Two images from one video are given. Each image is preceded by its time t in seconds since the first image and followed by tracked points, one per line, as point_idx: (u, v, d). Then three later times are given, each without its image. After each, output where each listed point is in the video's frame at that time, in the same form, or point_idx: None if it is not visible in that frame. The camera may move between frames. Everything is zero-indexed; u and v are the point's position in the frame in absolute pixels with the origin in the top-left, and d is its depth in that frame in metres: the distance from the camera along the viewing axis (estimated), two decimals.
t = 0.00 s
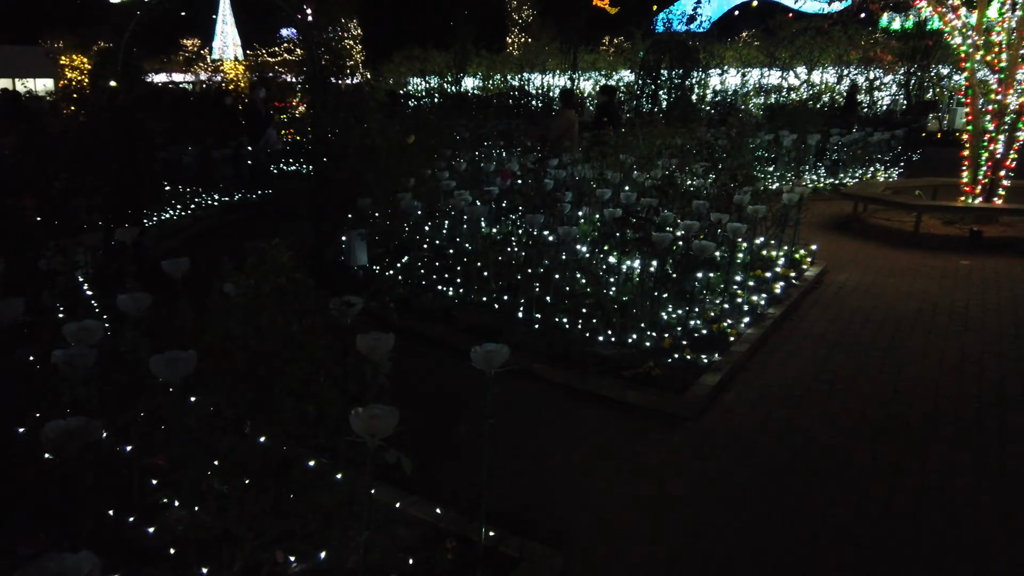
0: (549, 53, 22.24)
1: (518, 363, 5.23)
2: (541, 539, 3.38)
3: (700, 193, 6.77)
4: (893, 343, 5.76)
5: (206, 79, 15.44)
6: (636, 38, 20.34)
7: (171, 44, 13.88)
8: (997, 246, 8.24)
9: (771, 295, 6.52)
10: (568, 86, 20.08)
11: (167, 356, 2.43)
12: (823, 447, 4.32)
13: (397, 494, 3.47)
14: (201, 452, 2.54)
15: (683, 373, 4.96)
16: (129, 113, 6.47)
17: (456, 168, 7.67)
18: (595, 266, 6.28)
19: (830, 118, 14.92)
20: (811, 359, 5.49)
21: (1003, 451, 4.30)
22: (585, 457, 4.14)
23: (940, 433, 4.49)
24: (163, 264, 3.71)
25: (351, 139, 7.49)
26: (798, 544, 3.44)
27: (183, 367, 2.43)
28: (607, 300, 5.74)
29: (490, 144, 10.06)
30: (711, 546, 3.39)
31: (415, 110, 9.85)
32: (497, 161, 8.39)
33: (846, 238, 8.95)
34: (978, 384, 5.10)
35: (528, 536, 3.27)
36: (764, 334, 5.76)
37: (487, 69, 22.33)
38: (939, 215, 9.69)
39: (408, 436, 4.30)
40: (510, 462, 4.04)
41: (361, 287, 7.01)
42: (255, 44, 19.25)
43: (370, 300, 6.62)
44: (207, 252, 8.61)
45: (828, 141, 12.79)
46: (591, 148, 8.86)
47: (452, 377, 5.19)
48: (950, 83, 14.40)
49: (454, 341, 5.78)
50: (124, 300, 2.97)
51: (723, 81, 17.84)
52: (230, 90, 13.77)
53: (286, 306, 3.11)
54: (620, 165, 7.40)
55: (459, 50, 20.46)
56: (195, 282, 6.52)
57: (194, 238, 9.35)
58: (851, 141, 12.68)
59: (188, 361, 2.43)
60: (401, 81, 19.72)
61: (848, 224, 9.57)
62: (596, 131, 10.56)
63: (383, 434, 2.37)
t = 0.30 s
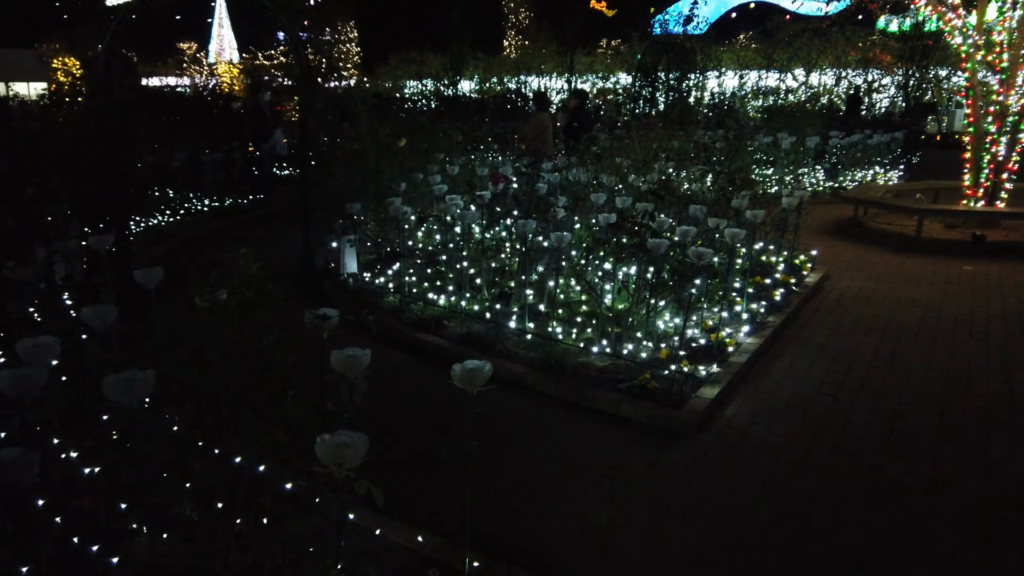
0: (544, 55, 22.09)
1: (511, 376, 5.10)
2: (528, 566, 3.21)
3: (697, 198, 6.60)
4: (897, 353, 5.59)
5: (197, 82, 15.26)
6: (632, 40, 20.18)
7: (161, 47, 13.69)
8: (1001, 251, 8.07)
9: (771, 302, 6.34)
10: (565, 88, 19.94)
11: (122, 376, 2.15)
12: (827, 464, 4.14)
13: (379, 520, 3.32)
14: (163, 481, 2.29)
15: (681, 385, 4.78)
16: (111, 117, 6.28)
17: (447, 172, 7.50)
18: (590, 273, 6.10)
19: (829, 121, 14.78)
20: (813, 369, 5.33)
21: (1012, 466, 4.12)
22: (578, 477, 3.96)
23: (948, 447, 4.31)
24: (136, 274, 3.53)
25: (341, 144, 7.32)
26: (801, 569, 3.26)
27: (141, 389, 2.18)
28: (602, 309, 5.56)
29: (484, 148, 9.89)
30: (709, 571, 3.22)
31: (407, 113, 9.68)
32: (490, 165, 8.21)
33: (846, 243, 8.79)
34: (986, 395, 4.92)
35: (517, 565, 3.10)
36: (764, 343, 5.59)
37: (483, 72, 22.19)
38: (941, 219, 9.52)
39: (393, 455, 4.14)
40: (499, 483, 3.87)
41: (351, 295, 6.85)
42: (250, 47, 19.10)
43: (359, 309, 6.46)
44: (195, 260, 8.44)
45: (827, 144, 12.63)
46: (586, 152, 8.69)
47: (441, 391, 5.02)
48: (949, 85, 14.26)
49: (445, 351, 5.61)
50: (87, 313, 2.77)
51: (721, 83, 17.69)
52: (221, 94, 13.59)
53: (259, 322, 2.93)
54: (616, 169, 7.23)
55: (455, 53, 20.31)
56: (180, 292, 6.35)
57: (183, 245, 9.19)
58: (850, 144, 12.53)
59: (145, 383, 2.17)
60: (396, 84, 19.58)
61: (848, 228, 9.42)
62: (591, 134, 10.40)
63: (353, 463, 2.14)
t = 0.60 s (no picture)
0: (542, 58, 21.97)
1: (504, 389, 4.99)
2: None
3: (693, 205, 6.49)
4: (897, 363, 5.47)
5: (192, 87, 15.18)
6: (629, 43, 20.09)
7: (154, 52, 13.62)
8: (1002, 257, 7.95)
9: (768, 311, 6.23)
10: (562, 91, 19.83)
11: (73, 412, 2.14)
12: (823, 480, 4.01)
13: (362, 545, 3.22)
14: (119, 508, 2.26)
15: (677, 400, 4.66)
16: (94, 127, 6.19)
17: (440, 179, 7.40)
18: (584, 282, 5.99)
19: (827, 124, 14.68)
20: (812, 381, 5.21)
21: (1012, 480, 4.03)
22: (567, 495, 3.84)
23: (946, 462, 4.20)
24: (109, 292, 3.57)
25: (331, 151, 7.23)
26: None
27: (92, 425, 2.14)
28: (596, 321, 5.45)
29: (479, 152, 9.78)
30: None
31: (400, 118, 9.58)
32: (484, 171, 8.11)
33: (846, 250, 8.68)
34: (989, 408, 4.79)
35: None
36: (762, 354, 5.48)
37: (480, 75, 22.11)
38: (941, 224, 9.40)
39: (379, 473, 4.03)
40: (485, 504, 3.75)
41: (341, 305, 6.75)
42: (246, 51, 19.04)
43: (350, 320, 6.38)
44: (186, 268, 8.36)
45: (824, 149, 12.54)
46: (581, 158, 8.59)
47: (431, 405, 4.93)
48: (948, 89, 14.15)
49: (435, 363, 5.50)
50: (52, 336, 2.79)
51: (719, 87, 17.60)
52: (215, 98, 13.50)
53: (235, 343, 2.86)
54: (611, 176, 7.13)
55: (451, 57, 20.21)
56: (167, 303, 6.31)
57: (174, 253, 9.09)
58: (848, 148, 12.43)
59: (96, 419, 2.14)
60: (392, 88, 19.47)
61: (847, 234, 9.31)
62: (587, 140, 10.29)
63: (317, 508, 1.96)
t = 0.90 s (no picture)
0: (538, 59, 21.83)
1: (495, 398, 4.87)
2: None
3: (688, 208, 6.37)
4: (896, 371, 5.34)
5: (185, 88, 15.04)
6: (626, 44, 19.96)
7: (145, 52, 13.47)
8: (1004, 261, 7.82)
9: (766, 316, 6.09)
10: (558, 92, 19.70)
11: (19, 432, 2.06)
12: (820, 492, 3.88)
13: (339, 566, 3.08)
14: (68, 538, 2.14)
15: (671, 410, 4.52)
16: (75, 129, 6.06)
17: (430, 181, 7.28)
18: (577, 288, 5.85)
19: (825, 125, 14.57)
20: (809, 389, 5.07)
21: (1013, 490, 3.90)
22: (554, 510, 3.71)
23: (945, 472, 4.08)
24: (80, 298, 3.52)
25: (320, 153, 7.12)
26: None
27: (38, 447, 2.05)
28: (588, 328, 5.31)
29: (472, 154, 9.63)
30: None
31: (392, 119, 9.44)
32: (477, 173, 7.98)
33: (844, 253, 8.56)
34: (991, 417, 4.67)
35: None
36: (759, 361, 5.34)
37: (477, 75, 22.00)
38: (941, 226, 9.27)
39: (361, 487, 3.90)
40: (469, 519, 3.62)
41: (330, 310, 6.62)
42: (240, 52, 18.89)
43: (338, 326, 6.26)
44: (173, 272, 8.22)
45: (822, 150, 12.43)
46: (575, 160, 8.47)
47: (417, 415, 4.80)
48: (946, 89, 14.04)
49: (424, 370, 5.37)
50: (9, 348, 2.68)
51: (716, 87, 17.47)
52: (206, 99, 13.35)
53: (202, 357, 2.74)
54: (604, 179, 7.01)
55: (447, 57, 20.08)
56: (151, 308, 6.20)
57: (161, 256, 8.95)
58: (846, 149, 12.31)
59: (44, 439, 2.07)
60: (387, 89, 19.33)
61: (846, 237, 9.18)
62: (582, 141, 10.15)
63: (272, 539, 1.95)
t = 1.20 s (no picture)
0: (534, 61, 21.69)
1: (484, 410, 4.70)
2: None
3: (683, 212, 6.20)
4: (900, 379, 5.17)
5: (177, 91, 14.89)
6: (622, 45, 19.84)
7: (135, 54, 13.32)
8: (1006, 266, 7.66)
9: (765, 324, 5.92)
10: (554, 94, 19.58)
11: None
12: (820, 508, 3.72)
13: None
14: (11, 572, 1.99)
15: (666, 423, 4.34)
16: (52, 133, 5.92)
17: (420, 184, 7.10)
18: (570, 294, 5.68)
19: (822, 128, 14.44)
20: (810, 399, 4.90)
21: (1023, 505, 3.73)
22: (543, 528, 3.55)
23: (952, 486, 3.91)
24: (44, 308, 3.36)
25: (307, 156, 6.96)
26: None
27: None
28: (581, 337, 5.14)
29: (467, 156, 9.47)
30: None
31: (384, 120, 9.29)
32: (469, 176, 7.81)
33: (844, 257, 8.40)
34: (998, 428, 4.50)
35: None
36: (757, 371, 5.16)
37: (472, 78, 21.87)
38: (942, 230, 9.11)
39: (342, 505, 3.74)
40: (453, 540, 3.46)
41: (318, 317, 6.46)
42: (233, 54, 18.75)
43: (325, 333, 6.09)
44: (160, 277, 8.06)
45: (820, 153, 12.31)
46: (569, 163, 8.31)
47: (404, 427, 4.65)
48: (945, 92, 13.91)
49: (411, 380, 5.20)
50: None
51: (713, 90, 17.36)
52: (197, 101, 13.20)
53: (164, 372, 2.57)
54: (598, 182, 6.84)
55: (443, 59, 19.95)
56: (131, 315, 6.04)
57: (149, 261, 8.79)
58: (845, 152, 12.18)
59: None
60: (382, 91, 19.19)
61: (846, 241, 9.03)
62: (578, 143, 10.00)
63: None
